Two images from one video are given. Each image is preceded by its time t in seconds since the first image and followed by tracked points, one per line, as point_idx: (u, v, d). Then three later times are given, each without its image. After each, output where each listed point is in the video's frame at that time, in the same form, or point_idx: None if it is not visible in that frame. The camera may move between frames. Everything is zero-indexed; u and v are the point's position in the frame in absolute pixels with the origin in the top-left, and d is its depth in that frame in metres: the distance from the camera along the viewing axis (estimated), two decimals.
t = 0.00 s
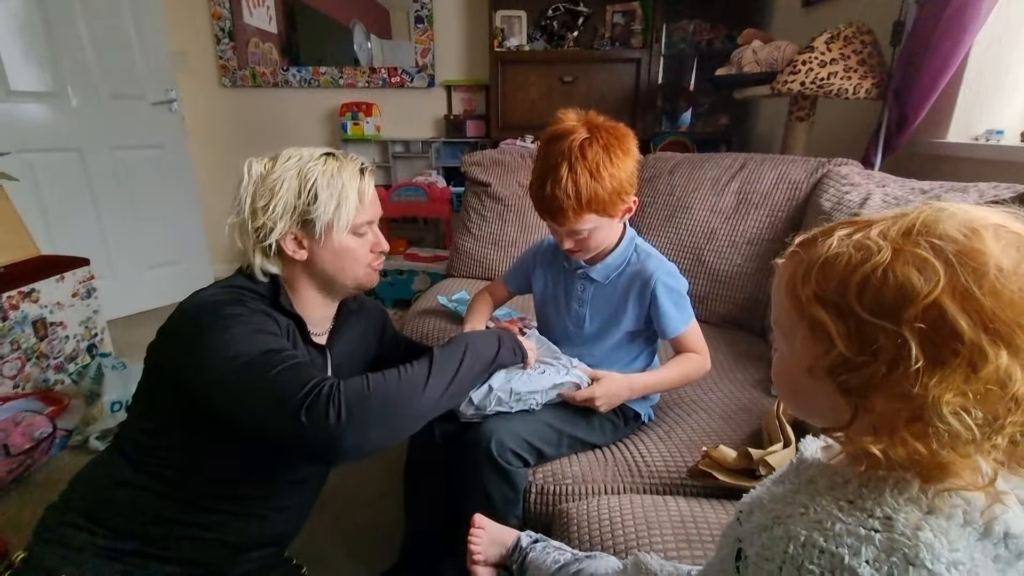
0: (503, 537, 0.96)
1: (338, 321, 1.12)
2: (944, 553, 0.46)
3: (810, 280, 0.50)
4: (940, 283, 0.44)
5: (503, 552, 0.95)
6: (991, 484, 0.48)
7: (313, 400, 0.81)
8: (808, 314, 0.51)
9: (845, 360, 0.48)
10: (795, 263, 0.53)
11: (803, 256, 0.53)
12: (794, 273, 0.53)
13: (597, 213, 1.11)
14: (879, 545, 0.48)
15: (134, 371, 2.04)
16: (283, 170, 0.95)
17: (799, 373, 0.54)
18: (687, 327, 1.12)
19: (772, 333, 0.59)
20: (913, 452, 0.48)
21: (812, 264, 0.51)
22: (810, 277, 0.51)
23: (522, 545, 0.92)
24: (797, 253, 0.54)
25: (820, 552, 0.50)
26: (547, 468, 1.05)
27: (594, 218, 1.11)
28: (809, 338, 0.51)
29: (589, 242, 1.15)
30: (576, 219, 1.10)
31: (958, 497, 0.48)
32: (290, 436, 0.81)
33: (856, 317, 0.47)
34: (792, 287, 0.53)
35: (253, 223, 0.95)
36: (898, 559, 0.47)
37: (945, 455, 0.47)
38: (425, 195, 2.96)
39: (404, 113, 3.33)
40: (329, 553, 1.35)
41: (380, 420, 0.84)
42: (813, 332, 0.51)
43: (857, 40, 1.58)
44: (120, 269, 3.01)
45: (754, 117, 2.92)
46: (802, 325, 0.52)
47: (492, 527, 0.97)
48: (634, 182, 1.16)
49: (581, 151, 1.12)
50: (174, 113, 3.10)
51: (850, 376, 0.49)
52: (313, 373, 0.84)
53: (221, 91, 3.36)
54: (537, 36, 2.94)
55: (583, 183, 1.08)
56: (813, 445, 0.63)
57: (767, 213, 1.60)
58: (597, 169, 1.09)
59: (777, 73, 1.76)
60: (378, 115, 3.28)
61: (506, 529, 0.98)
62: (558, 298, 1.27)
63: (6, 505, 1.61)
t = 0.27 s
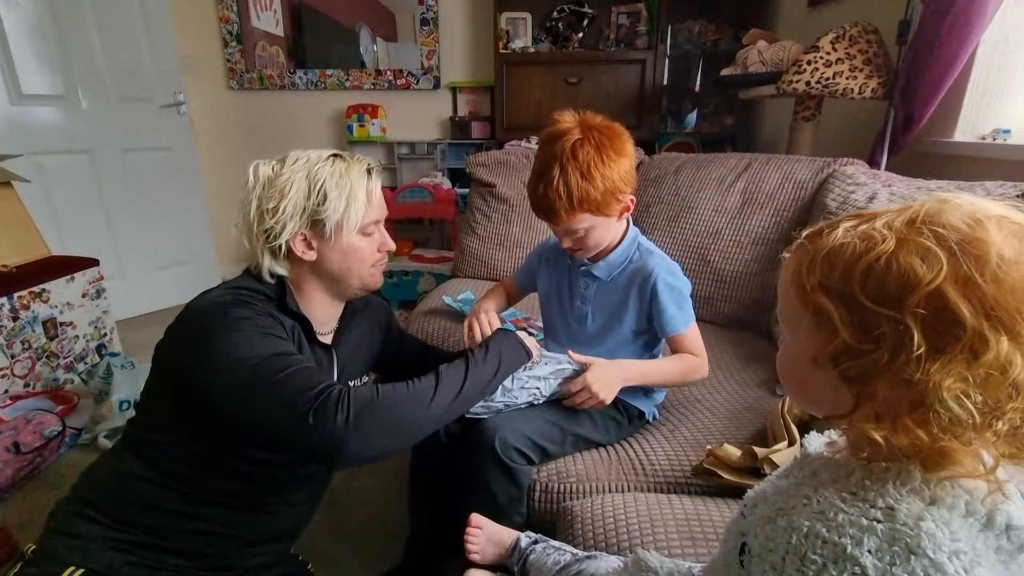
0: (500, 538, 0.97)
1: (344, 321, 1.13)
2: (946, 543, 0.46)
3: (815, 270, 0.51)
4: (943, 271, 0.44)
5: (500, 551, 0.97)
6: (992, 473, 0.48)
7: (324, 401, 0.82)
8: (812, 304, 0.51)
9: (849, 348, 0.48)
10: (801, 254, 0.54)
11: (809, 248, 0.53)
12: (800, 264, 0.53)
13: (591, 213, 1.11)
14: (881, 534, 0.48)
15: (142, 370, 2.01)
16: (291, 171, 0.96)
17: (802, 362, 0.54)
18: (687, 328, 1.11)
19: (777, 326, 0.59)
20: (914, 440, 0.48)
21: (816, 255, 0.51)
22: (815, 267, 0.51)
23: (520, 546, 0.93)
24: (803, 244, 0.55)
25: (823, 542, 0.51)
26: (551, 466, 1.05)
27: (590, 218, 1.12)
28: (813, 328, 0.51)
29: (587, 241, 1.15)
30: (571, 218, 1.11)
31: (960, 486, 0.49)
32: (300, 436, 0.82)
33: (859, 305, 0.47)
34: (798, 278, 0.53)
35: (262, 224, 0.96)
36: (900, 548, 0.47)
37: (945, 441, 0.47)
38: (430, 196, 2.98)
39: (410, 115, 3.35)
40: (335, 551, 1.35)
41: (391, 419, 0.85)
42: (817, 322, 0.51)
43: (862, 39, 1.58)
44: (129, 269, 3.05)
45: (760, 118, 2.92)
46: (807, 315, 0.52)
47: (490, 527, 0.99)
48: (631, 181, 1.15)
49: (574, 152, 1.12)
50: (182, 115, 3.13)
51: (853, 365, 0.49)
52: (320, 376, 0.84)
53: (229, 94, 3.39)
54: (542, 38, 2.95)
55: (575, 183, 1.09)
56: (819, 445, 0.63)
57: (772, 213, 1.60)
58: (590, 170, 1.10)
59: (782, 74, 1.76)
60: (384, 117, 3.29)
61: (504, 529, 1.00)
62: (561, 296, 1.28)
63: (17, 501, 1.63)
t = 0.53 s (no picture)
0: (505, 536, 0.97)
1: (352, 322, 1.13)
2: (959, 542, 0.46)
3: (825, 268, 0.51)
4: (954, 267, 0.44)
5: (504, 550, 0.96)
6: (1006, 471, 0.48)
7: (330, 398, 0.82)
8: (823, 301, 0.51)
9: (859, 345, 0.48)
10: (811, 252, 0.54)
11: (819, 246, 0.53)
12: (810, 262, 0.53)
13: (593, 213, 1.11)
14: (893, 533, 0.48)
15: (152, 370, 2.01)
16: (308, 170, 0.97)
17: (813, 360, 0.53)
18: (688, 333, 1.09)
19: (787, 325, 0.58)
20: (927, 438, 0.48)
21: (827, 252, 0.51)
22: (825, 264, 0.51)
23: (525, 548, 0.92)
24: (814, 242, 0.55)
25: (834, 541, 0.50)
26: (558, 468, 1.05)
27: (590, 217, 1.11)
28: (824, 325, 0.51)
29: (590, 241, 1.15)
30: (572, 219, 1.11)
31: (973, 485, 0.48)
32: (306, 432, 0.82)
33: (870, 302, 0.47)
34: (808, 276, 0.53)
35: (276, 222, 0.96)
36: (912, 547, 0.47)
37: (957, 438, 0.47)
38: (437, 199, 2.98)
39: (417, 118, 3.36)
40: (342, 552, 1.35)
41: (398, 415, 0.85)
42: (827, 319, 0.50)
43: (872, 40, 1.57)
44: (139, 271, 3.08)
45: (768, 120, 2.91)
46: (817, 313, 0.52)
47: (495, 526, 0.99)
48: (633, 182, 1.14)
49: (574, 153, 1.12)
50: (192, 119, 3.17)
51: (864, 362, 0.48)
52: (328, 372, 0.85)
53: (238, 98, 3.42)
54: (549, 41, 2.96)
55: (575, 184, 1.09)
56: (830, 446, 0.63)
57: (780, 215, 1.59)
58: (591, 170, 1.10)
59: (790, 75, 1.75)
60: (392, 120, 3.31)
61: (510, 528, 0.99)
62: (566, 295, 1.28)
63: (29, 500, 1.65)
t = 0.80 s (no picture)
0: (507, 538, 0.97)
1: (357, 322, 1.13)
2: (964, 539, 0.46)
3: (832, 269, 0.50)
4: (962, 266, 0.44)
5: (508, 551, 0.96)
6: (1013, 472, 0.48)
7: (335, 391, 0.82)
8: (830, 302, 0.50)
9: (867, 346, 0.48)
10: (818, 253, 0.53)
11: (826, 247, 0.53)
12: (817, 263, 0.53)
13: (586, 215, 1.12)
14: (898, 530, 0.47)
15: (158, 370, 2.03)
16: (319, 170, 0.98)
17: (821, 360, 0.53)
18: (692, 333, 1.08)
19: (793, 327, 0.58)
20: (935, 437, 0.48)
21: (834, 254, 0.51)
22: (832, 264, 0.50)
23: (528, 550, 0.92)
24: (821, 244, 0.54)
25: (839, 537, 0.50)
26: (563, 470, 1.05)
27: (581, 219, 1.12)
28: (831, 326, 0.51)
29: (587, 242, 1.16)
30: (564, 220, 1.13)
31: (980, 484, 0.48)
32: (312, 428, 0.82)
33: (877, 302, 0.47)
34: (815, 277, 0.52)
35: (287, 221, 0.96)
36: (917, 544, 0.46)
37: (966, 437, 0.47)
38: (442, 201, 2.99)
39: (423, 120, 3.37)
40: (345, 552, 1.35)
41: (403, 412, 0.86)
42: (835, 320, 0.50)
43: (879, 43, 1.57)
44: (146, 271, 3.10)
45: (774, 123, 2.91)
46: (825, 314, 0.51)
47: (499, 526, 0.99)
48: (629, 183, 1.14)
49: (566, 155, 1.14)
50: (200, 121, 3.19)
51: (872, 363, 0.48)
52: (333, 368, 0.85)
53: (246, 100, 3.45)
54: (555, 44, 2.98)
55: (565, 187, 1.11)
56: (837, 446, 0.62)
57: (786, 217, 1.59)
58: (580, 171, 1.11)
59: (797, 78, 1.75)
60: (397, 123, 3.33)
61: (514, 529, 0.99)
62: (573, 295, 1.29)
63: (36, 497, 1.66)
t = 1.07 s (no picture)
0: (507, 548, 0.97)
1: (361, 323, 1.13)
2: (968, 550, 0.45)
3: (837, 273, 0.50)
4: (967, 270, 0.43)
5: (508, 561, 0.96)
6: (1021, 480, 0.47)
7: (339, 388, 0.82)
8: (835, 306, 0.50)
9: (872, 351, 0.48)
10: (822, 258, 0.53)
11: (831, 252, 0.53)
12: (822, 268, 0.52)
13: (579, 210, 1.12)
14: (901, 538, 0.47)
15: (162, 369, 2.03)
16: (331, 169, 0.98)
17: (825, 366, 0.53)
18: (681, 325, 1.04)
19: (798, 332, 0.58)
20: (941, 444, 0.47)
21: (839, 258, 0.51)
22: (837, 269, 0.50)
23: (528, 558, 0.91)
24: (826, 247, 0.54)
25: (839, 543, 0.49)
26: (564, 472, 1.05)
27: (572, 213, 1.13)
28: (836, 330, 0.51)
29: (582, 237, 1.16)
30: (557, 216, 1.15)
31: (985, 493, 0.47)
32: (314, 427, 0.82)
33: (882, 306, 0.47)
34: (820, 281, 0.52)
35: (296, 218, 0.96)
36: (920, 552, 0.46)
37: (973, 444, 0.47)
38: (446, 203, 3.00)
39: (428, 122, 3.38)
40: (347, 553, 1.35)
41: (406, 411, 0.86)
42: (839, 325, 0.50)
43: (885, 46, 1.56)
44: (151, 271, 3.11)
45: (779, 126, 2.91)
46: (830, 318, 0.51)
47: (498, 536, 0.98)
48: (624, 179, 1.13)
49: (557, 153, 1.16)
50: (206, 122, 3.20)
51: (877, 368, 0.48)
52: (337, 369, 0.85)
53: (251, 101, 3.46)
54: (560, 46, 2.98)
55: (556, 183, 1.12)
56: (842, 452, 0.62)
57: (791, 220, 1.58)
58: (570, 168, 1.12)
59: (802, 81, 1.74)
60: (402, 124, 3.34)
61: (513, 539, 0.99)
62: (578, 293, 1.30)
63: (39, 495, 1.67)
